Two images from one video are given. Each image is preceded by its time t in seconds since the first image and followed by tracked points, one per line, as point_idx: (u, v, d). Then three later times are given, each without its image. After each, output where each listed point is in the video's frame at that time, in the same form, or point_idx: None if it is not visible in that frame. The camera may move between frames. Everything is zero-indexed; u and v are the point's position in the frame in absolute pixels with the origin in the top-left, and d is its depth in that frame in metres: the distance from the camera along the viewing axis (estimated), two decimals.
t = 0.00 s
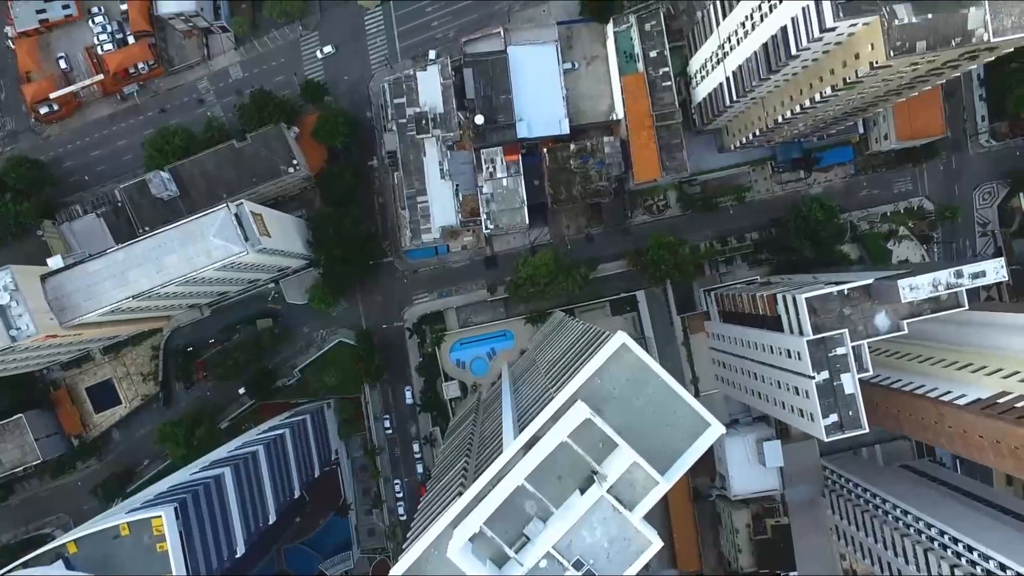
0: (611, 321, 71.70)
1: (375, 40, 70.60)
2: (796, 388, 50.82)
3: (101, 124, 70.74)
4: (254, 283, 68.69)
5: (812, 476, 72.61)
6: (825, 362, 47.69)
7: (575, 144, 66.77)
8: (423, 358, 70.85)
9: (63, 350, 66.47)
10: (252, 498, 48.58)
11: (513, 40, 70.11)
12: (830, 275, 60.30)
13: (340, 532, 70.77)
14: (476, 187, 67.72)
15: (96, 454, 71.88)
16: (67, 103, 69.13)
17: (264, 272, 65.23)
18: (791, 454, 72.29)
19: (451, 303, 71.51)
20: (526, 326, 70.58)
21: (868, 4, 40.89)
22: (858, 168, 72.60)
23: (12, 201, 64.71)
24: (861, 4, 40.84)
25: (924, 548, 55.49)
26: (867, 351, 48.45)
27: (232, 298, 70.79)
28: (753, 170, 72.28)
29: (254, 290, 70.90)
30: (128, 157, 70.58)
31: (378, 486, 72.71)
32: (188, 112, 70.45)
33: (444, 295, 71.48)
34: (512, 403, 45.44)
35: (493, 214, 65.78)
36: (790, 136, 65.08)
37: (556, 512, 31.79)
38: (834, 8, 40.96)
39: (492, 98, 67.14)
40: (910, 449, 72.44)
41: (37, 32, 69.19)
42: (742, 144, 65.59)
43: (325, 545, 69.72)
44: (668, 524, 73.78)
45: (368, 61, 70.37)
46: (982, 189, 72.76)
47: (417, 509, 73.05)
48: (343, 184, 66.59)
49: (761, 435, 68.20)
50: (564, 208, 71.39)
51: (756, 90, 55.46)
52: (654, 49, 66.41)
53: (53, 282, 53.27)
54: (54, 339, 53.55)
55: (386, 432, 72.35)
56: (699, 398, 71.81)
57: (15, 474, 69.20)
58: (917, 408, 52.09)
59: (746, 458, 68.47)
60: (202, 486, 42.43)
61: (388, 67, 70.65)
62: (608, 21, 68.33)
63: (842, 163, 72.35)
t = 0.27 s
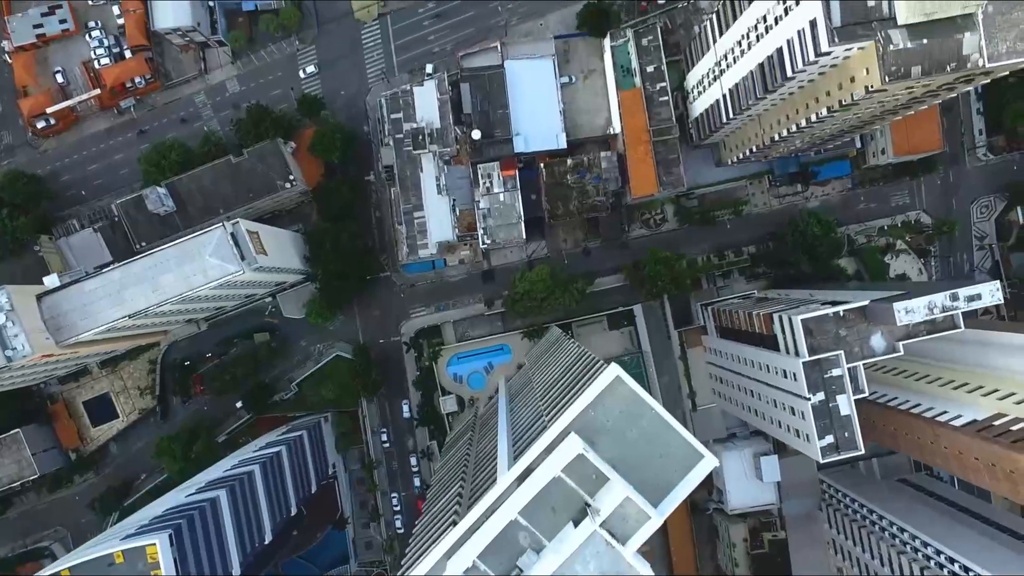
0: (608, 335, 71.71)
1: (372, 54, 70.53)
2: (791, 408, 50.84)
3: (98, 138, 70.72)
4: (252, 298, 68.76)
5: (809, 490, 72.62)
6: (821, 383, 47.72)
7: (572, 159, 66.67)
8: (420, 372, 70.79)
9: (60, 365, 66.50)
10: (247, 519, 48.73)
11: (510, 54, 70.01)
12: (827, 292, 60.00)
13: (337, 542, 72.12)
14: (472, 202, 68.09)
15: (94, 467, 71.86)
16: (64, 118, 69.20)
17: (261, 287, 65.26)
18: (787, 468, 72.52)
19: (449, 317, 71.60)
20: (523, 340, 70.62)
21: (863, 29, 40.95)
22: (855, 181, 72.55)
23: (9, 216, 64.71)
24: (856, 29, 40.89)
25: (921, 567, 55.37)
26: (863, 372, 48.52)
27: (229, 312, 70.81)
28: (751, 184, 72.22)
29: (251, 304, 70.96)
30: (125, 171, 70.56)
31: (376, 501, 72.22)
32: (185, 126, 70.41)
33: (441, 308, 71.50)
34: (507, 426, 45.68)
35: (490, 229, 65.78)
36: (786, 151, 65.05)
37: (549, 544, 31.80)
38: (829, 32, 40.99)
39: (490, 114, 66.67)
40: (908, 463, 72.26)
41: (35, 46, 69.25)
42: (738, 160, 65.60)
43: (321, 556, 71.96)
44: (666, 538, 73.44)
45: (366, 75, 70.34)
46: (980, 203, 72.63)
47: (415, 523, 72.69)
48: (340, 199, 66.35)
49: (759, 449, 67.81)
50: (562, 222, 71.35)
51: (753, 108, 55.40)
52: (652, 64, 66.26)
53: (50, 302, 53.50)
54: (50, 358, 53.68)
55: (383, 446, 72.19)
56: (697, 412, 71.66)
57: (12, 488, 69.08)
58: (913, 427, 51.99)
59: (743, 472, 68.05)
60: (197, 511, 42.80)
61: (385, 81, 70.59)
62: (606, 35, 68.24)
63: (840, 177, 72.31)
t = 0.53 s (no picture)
0: (605, 352, 71.59)
1: (369, 70, 70.38)
2: (787, 431, 50.82)
3: (94, 154, 70.61)
4: (249, 314, 68.81)
5: (806, 506, 72.96)
6: (816, 408, 47.73)
7: (568, 176, 66.70)
8: (417, 388, 70.87)
9: (56, 382, 66.48)
10: (243, 543, 49.04)
11: (507, 70, 69.83)
12: (824, 311, 59.79)
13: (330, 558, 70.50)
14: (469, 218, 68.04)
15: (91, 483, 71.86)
16: (60, 134, 69.07)
17: (258, 304, 65.32)
18: (784, 485, 72.76)
19: (445, 333, 71.58)
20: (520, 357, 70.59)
21: (857, 58, 40.89)
22: (852, 197, 72.51)
23: (6, 234, 64.63)
24: (850, 57, 40.80)
25: None
26: (858, 397, 48.51)
27: (226, 328, 70.88)
28: (747, 200, 72.16)
29: (248, 320, 71.03)
30: (122, 187, 70.46)
31: (372, 516, 72.22)
32: (181, 142, 70.29)
33: (438, 325, 71.49)
34: (502, 451, 46.30)
35: (486, 247, 65.68)
36: (783, 169, 65.00)
37: None
38: (823, 61, 40.93)
39: (486, 131, 66.41)
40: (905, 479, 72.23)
41: (31, 63, 69.15)
42: (735, 177, 65.52)
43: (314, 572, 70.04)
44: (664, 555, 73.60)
45: (362, 91, 70.21)
46: (977, 219, 72.68)
47: (411, 538, 72.67)
48: (336, 217, 66.19)
49: (755, 466, 67.62)
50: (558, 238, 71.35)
51: (748, 129, 55.35)
52: (648, 81, 66.14)
53: (45, 324, 53.32)
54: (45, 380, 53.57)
55: (380, 461, 72.14)
56: (693, 429, 71.64)
57: (9, 505, 69.02)
58: (908, 450, 51.96)
59: (739, 489, 67.90)
60: (192, 539, 44.00)
61: (381, 97, 70.44)
62: (603, 52, 68.11)
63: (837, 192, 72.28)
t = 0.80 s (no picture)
0: (602, 366, 71.85)
1: (366, 84, 70.39)
2: (782, 451, 50.88)
3: (91, 168, 70.58)
4: (246, 329, 68.88)
5: (803, 520, 72.26)
6: (811, 429, 47.76)
7: (565, 191, 66.56)
8: (414, 402, 70.86)
9: (53, 397, 66.52)
10: (238, 562, 49.56)
11: (504, 84, 69.79)
12: (821, 329, 59.60)
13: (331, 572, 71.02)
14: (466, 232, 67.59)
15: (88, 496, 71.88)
16: (57, 148, 68.98)
17: (255, 319, 65.39)
18: (782, 499, 71.88)
19: (442, 347, 71.67)
20: (517, 371, 70.54)
21: (851, 83, 40.88)
22: (849, 211, 72.46)
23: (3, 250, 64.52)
24: (844, 82, 40.76)
25: None
26: (854, 418, 48.69)
27: (222, 342, 70.90)
28: (744, 214, 72.16)
29: (245, 334, 71.09)
30: (118, 201, 70.42)
31: (369, 530, 72.17)
32: (178, 156, 70.28)
33: (435, 338, 71.48)
34: (498, 473, 46.88)
35: (483, 261, 65.49)
36: (780, 185, 64.91)
37: None
38: (818, 86, 40.84)
39: (483, 146, 66.32)
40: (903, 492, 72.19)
41: (28, 77, 69.07)
42: (732, 193, 65.44)
43: None
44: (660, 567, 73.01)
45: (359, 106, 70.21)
46: (974, 233, 72.66)
47: (408, 552, 72.65)
48: (333, 232, 66.17)
49: (752, 481, 67.48)
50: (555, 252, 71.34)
51: (745, 147, 55.27)
52: (645, 95, 66.03)
53: (41, 343, 53.74)
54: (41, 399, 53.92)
55: (377, 475, 72.06)
56: (690, 442, 71.48)
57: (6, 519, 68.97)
58: (904, 469, 51.97)
59: (736, 503, 68.05)
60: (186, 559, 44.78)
61: (378, 111, 70.44)
62: (599, 66, 67.78)
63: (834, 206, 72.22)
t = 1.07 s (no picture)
0: (600, 380, 72.00)
1: (363, 98, 70.25)
2: (777, 471, 51.02)
3: (89, 182, 70.50)
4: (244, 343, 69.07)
5: (800, 533, 72.33)
6: (806, 450, 47.87)
7: (562, 206, 66.51)
8: (411, 415, 70.87)
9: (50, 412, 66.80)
10: None
11: (501, 98, 69.73)
12: (817, 346, 59.41)
13: None
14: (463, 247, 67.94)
15: (86, 510, 71.91)
16: (54, 162, 68.95)
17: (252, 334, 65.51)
18: (778, 512, 72.06)
19: (439, 361, 71.63)
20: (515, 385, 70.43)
21: (846, 108, 40.90)
22: (847, 224, 72.35)
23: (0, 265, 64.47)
24: (839, 106, 40.86)
25: None
26: (849, 439, 48.73)
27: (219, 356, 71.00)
28: (742, 227, 72.12)
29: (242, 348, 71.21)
30: (116, 214, 70.36)
31: (367, 542, 72.16)
32: (176, 170, 70.20)
33: (432, 352, 71.52)
34: (494, 496, 47.16)
35: (480, 277, 65.66)
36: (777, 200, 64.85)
37: None
38: (813, 110, 40.80)
39: (479, 161, 66.40)
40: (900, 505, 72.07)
41: (25, 91, 68.96)
42: (729, 208, 65.47)
43: None
44: None
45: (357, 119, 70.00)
46: (971, 246, 72.62)
47: (406, 564, 72.63)
48: (330, 246, 66.10)
49: (749, 495, 67.53)
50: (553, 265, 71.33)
51: (741, 165, 55.21)
52: (642, 110, 66.17)
53: (36, 363, 53.72)
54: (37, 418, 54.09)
55: (374, 487, 72.06)
56: (687, 456, 71.42)
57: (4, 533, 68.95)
58: (900, 488, 51.95)
59: (732, 517, 68.14)
60: None
61: (375, 125, 70.31)
62: (596, 80, 67.72)
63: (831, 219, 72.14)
